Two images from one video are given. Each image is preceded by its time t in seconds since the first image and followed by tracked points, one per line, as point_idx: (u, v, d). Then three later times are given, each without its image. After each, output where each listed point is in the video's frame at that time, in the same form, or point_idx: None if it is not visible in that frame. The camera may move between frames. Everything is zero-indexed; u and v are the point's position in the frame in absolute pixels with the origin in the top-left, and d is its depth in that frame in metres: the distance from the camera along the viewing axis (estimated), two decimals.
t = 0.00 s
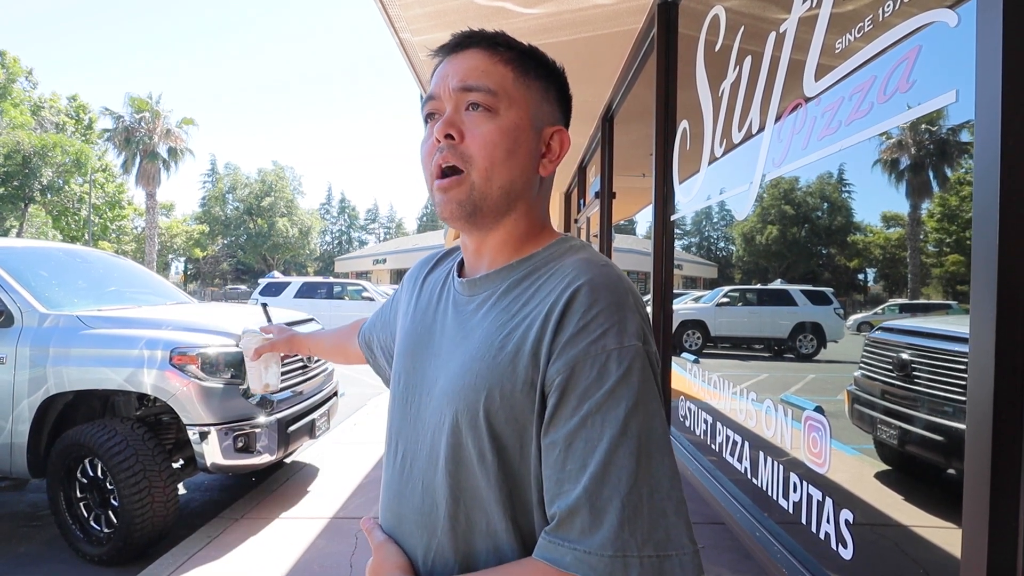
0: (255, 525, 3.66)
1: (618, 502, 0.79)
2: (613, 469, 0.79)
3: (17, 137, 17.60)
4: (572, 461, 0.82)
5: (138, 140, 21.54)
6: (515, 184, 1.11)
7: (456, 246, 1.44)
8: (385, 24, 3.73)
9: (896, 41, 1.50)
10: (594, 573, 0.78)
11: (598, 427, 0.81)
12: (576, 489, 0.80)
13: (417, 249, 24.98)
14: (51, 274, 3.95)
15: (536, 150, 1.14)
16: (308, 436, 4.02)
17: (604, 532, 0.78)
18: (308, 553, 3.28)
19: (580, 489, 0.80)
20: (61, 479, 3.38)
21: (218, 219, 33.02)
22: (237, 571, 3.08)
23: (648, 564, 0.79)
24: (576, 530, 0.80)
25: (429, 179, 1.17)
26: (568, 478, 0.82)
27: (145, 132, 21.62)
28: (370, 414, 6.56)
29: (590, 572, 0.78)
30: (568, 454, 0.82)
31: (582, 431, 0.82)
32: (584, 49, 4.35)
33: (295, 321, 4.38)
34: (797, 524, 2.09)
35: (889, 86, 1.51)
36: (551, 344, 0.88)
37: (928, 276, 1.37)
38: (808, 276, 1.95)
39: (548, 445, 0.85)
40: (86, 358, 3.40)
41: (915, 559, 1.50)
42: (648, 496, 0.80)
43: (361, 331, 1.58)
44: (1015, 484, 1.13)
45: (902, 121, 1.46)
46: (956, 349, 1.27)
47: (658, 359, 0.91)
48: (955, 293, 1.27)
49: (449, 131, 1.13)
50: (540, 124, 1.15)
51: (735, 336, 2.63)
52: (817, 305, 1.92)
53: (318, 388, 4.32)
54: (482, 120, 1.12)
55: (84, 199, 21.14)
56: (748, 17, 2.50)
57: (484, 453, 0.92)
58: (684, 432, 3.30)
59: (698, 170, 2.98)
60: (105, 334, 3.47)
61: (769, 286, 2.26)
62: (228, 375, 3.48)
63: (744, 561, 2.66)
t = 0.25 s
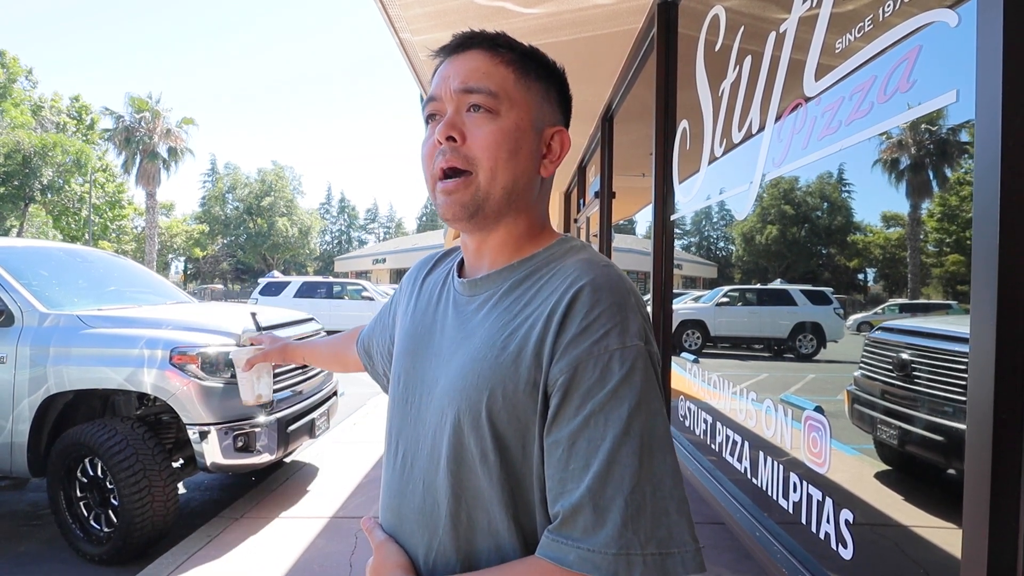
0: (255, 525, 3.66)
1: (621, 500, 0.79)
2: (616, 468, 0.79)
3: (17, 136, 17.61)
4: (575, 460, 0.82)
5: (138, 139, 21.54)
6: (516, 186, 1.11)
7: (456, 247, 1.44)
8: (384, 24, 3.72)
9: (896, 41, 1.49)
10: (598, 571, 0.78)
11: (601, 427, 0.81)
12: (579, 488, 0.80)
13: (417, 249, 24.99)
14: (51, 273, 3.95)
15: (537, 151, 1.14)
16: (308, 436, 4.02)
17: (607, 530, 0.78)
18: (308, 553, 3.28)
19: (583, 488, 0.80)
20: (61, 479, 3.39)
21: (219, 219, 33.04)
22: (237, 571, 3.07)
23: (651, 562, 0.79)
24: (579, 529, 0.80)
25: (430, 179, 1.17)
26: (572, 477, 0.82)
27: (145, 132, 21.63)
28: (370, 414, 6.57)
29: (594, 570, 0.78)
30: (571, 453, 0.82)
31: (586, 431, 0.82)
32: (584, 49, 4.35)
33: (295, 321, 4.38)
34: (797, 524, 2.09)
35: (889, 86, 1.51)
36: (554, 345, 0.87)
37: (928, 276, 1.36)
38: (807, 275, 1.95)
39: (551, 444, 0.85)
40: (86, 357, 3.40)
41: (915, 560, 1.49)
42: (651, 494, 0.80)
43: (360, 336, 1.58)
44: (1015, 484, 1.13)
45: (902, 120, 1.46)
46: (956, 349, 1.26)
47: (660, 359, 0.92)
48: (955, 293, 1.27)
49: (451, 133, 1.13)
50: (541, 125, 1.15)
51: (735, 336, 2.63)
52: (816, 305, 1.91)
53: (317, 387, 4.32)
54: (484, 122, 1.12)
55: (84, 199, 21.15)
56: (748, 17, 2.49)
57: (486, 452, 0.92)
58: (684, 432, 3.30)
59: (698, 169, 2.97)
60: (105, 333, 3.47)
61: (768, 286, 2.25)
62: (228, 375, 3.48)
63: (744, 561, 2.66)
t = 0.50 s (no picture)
0: (255, 525, 3.66)
1: (623, 496, 0.79)
2: (618, 463, 0.80)
3: (18, 136, 17.63)
4: (576, 456, 0.82)
5: (138, 139, 21.55)
6: (518, 197, 1.13)
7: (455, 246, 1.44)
8: (385, 24, 3.73)
9: (896, 42, 1.50)
10: (599, 565, 0.78)
11: (602, 423, 0.81)
12: (580, 483, 0.81)
13: (417, 249, 24.99)
14: (51, 273, 3.95)
15: (538, 159, 1.15)
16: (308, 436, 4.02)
17: (609, 525, 0.79)
18: (308, 553, 3.28)
19: (585, 483, 0.80)
20: (61, 479, 3.38)
21: (219, 219, 33.04)
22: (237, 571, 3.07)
23: (651, 557, 0.79)
24: (581, 524, 0.80)
25: (431, 189, 1.17)
26: (573, 472, 0.82)
27: (145, 132, 21.63)
28: (370, 414, 6.57)
29: (596, 565, 0.79)
30: (573, 449, 0.83)
31: (587, 427, 0.82)
32: (584, 49, 4.35)
33: (295, 321, 4.38)
34: (797, 524, 2.09)
35: (889, 86, 1.51)
36: (556, 342, 0.88)
37: (928, 276, 1.37)
38: (808, 276, 1.95)
39: (552, 440, 0.85)
40: (86, 357, 3.40)
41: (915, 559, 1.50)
42: (651, 490, 0.81)
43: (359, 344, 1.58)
44: (1015, 483, 1.13)
45: (902, 120, 1.46)
46: (956, 349, 1.27)
47: (660, 357, 0.92)
48: (955, 293, 1.27)
49: (452, 145, 1.13)
50: (542, 132, 1.15)
51: (735, 336, 2.63)
52: (817, 305, 1.91)
53: (317, 387, 4.32)
54: (486, 133, 1.12)
55: (84, 199, 21.16)
56: (748, 17, 2.50)
57: (487, 449, 0.92)
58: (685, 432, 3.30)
59: (698, 169, 2.98)
60: (105, 333, 3.47)
61: (769, 286, 2.26)
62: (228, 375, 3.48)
63: (744, 561, 2.66)
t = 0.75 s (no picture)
0: (255, 525, 3.66)
1: (625, 504, 0.79)
2: (621, 471, 0.80)
3: (18, 136, 17.63)
4: (579, 464, 0.82)
5: (138, 139, 21.54)
6: (522, 197, 1.13)
7: (456, 246, 1.44)
8: (385, 24, 3.73)
9: (895, 42, 1.50)
10: (600, 572, 0.79)
11: (605, 432, 0.82)
12: (583, 491, 0.81)
13: (416, 250, 25.01)
14: (51, 273, 3.95)
15: (543, 161, 1.16)
16: (308, 436, 4.02)
17: (611, 533, 0.79)
18: (308, 553, 3.28)
19: (588, 491, 0.80)
20: (60, 479, 3.38)
21: (218, 219, 33.04)
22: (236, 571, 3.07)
23: (653, 565, 0.79)
24: (582, 532, 0.80)
25: (433, 186, 1.17)
26: (575, 480, 0.82)
27: (145, 132, 21.63)
28: (370, 414, 6.57)
29: (597, 572, 0.79)
30: (575, 457, 0.83)
31: (590, 435, 0.82)
32: (584, 50, 4.36)
33: (295, 321, 4.37)
34: (797, 524, 2.09)
35: (889, 87, 1.52)
36: (559, 349, 0.88)
37: (928, 276, 1.37)
38: (808, 275, 1.95)
39: (555, 448, 0.85)
40: (85, 357, 3.39)
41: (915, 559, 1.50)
42: (654, 498, 0.81)
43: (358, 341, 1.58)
44: (1014, 483, 1.13)
45: (902, 120, 1.46)
46: (956, 349, 1.27)
47: (662, 365, 0.92)
48: (955, 293, 1.27)
49: (457, 143, 1.13)
50: (548, 135, 1.16)
51: (735, 336, 2.64)
52: (817, 304, 1.92)
53: (316, 388, 4.31)
54: (492, 133, 1.12)
55: (84, 199, 21.15)
56: (747, 17, 2.50)
57: (489, 454, 0.92)
58: (684, 432, 3.30)
59: (698, 169, 2.98)
60: (104, 333, 3.47)
61: (769, 286, 2.26)
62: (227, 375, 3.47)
63: (744, 561, 2.66)
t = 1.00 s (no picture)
0: (254, 525, 3.66)
1: (625, 505, 0.79)
2: (621, 472, 0.80)
3: (17, 136, 17.63)
4: (579, 464, 0.82)
5: (138, 139, 21.54)
6: (527, 197, 1.13)
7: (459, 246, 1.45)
8: (385, 24, 3.73)
9: (895, 42, 1.50)
10: (600, 573, 0.78)
11: (606, 432, 0.82)
12: (583, 491, 0.81)
13: (416, 249, 25.01)
14: (50, 273, 3.94)
15: (547, 161, 1.16)
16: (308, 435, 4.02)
17: (611, 534, 0.79)
18: (307, 553, 3.27)
19: (588, 491, 0.80)
20: (60, 479, 3.38)
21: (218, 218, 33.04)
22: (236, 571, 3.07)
23: (652, 566, 0.79)
24: (583, 532, 0.80)
25: (439, 186, 1.17)
26: (576, 480, 0.82)
27: (145, 131, 21.63)
28: (370, 414, 6.57)
29: (597, 573, 0.79)
30: (576, 457, 0.83)
31: (591, 435, 0.82)
32: (584, 49, 4.35)
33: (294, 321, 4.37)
34: (796, 524, 2.09)
35: (888, 87, 1.52)
36: (561, 350, 0.88)
37: (928, 275, 1.37)
38: (808, 275, 1.95)
39: (556, 448, 0.85)
40: (85, 357, 3.39)
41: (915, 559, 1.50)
42: (654, 499, 0.81)
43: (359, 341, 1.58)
44: (1014, 483, 1.13)
45: (902, 120, 1.46)
46: (955, 349, 1.27)
47: (664, 367, 0.92)
48: (955, 293, 1.27)
49: (462, 142, 1.13)
50: (553, 135, 1.16)
51: (735, 336, 2.64)
52: (817, 305, 1.92)
53: (316, 388, 4.31)
54: (497, 133, 1.12)
55: (84, 199, 21.14)
56: (747, 17, 2.50)
57: (490, 453, 0.92)
58: (684, 432, 3.30)
59: (698, 169, 2.98)
60: (104, 333, 3.47)
61: (769, 286, 2.26)
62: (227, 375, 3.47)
63: (744, 561, 2.66)
